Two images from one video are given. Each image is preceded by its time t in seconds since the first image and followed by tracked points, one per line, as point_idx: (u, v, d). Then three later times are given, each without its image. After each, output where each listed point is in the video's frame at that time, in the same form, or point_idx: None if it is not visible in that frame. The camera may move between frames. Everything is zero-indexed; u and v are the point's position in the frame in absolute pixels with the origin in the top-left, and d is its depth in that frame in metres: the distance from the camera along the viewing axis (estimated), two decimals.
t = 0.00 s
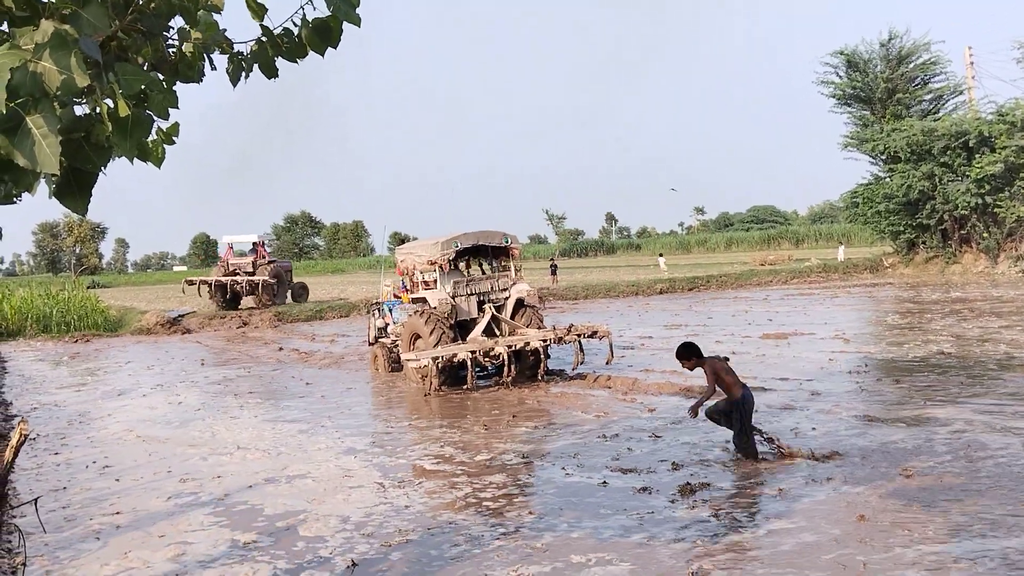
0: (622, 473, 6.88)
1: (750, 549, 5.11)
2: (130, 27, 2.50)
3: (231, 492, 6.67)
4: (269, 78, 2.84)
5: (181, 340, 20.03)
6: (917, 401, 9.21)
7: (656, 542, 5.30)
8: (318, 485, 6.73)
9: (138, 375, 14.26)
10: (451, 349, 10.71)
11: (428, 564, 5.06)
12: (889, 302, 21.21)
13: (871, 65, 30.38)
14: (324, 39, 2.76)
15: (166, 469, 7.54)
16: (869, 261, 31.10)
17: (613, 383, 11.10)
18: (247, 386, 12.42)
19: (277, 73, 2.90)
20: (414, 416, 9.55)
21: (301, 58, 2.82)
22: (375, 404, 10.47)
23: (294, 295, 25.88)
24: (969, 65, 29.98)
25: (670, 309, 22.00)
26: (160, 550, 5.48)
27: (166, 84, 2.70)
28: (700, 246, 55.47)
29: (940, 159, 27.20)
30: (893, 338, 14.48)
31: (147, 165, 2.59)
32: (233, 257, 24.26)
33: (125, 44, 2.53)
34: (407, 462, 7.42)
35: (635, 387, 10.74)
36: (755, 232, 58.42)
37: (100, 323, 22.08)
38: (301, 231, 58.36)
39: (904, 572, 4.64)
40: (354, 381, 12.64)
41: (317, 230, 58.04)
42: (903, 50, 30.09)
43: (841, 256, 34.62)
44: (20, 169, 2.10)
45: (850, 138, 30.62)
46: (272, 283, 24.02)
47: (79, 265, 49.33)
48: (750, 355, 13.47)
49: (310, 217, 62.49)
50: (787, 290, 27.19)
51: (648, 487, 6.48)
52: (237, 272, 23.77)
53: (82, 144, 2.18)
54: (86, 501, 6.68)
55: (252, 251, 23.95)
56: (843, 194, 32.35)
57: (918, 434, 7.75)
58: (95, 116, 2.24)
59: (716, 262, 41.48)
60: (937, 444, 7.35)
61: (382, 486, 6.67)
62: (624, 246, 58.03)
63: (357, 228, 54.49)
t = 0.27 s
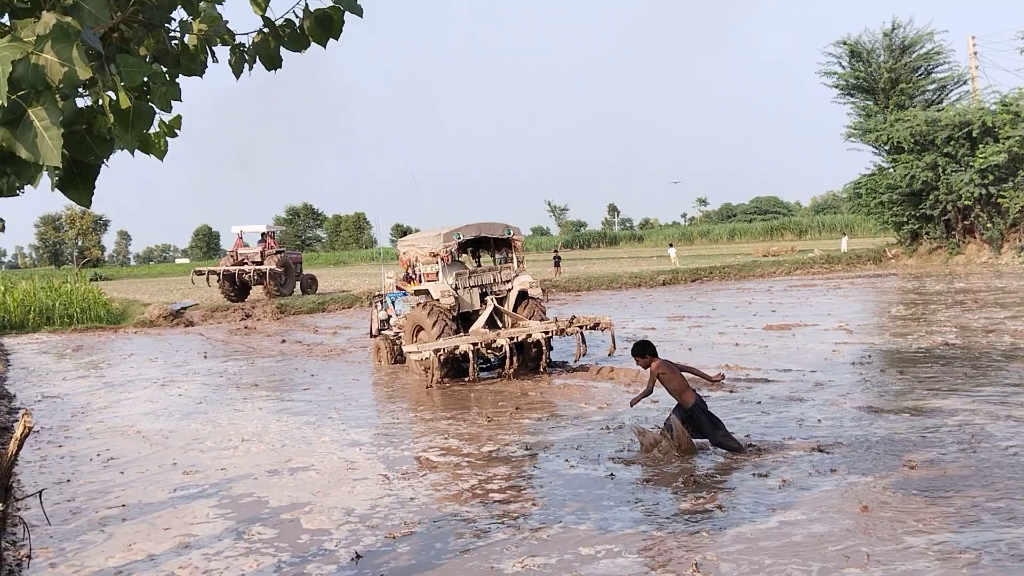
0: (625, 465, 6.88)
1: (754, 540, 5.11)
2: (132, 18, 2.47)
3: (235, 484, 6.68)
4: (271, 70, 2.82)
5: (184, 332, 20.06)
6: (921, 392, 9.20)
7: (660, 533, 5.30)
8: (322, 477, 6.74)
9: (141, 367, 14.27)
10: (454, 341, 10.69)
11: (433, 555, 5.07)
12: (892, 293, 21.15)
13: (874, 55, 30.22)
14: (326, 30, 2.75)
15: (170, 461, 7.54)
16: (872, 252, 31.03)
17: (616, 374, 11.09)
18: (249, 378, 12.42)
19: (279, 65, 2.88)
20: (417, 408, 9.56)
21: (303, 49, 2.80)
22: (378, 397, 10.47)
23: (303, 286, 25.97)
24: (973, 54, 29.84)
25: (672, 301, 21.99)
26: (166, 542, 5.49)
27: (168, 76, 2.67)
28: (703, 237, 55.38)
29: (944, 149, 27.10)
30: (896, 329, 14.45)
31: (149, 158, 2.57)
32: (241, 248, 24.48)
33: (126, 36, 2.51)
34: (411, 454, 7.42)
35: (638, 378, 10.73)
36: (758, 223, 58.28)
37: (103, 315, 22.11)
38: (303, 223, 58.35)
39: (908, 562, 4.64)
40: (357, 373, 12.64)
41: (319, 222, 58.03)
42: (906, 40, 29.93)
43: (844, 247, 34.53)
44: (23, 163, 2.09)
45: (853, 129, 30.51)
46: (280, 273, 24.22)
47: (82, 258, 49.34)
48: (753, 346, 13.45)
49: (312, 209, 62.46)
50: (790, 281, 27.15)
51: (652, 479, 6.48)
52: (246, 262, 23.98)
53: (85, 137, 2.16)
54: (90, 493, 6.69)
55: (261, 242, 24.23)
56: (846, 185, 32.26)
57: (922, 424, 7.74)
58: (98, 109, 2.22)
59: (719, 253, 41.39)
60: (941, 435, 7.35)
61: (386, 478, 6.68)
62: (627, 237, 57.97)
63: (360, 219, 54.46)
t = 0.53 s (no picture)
0: (636, 466, 6.86)
1: (766, 541, 5.09)
2: (147, 20, 2.49)
3: (245, 484, 6.69)
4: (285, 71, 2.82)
5: (196, 332, 20.14)
6: (934, 394, 9.14)
7: (671, 534, 5.28)
8: (332, 478, 6.74)
9: (153, 367, 14.34)
10: (463, 342, 10.71)
11: (442, 555, 5.08)
12: (905, 294, 21.01)
13: (887, 55, 30.05)
14: (339, 32, 2.75)
15: (183, 461, 7.57)
16: (885, 253, 30.86)
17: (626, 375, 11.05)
18: (260, 379, 12.46)
19: (293, 67, 2.88)
20: (427, 408, 9.57)
21: (316, 52, 2.81)
22: (388, 397, 10.49)
23: (322, 286, 26.08)
24: (986, 55, 29.63)
25: (683, 302, 21.93)
26: (178, 541, 5.51)
27: (182, 77, 2.68)
28: (714, 238, 55.21)
29: (957, 150, 26.93)
30: (908, 331, 14.37)
31: (163, 158, 2.59)
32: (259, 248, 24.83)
33: (141, 38, 2.53)
34: (421, 454, 7.42)
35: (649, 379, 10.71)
36: (770, 224, 58.06)
37: (115, 315, 22.23)
38: (314, 223, 58.54)
39: (921, 564, 4.61)
40: (367, 373, 12.67)
41: (330, 223, 58.20)
42: (920, 40, 29.76)
43: (857, 249, 34.35)
44: (39, 163, 2.10)
45: (865, 129, 30.35)
46: (295, 272, 24.48)
47: (94, 258, 49.63)
48: (764, 347, 13.39)
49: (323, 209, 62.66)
50: (801, 282, 27.02)
51: (662, 480, 6.46)
52: (263, 262, 24.28)
53: (100, 137, 2.17)
54: (103, 492, 6.72)
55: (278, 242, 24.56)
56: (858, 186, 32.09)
57: (935, 426, 7.69)
58: (113, 110, 2.23)
59: (730, 254, 41.24)
60: (954, 436, 7.29)
61: (396, 479, 6.68)
62: (637, 238, 57.86)
63: (370, 220, 54.58)
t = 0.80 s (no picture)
0: (639, 472, 6.84)
1: (769, 548, 5.07)
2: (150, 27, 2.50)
3: (248, 491, 6.69)
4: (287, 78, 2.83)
5: (199, 338, 20.16)
6: (937, 399, 9.12)
7: (675, 541, 5.27)
8: (334, 484, 6.74)
9: (154, 373, 14.33)
10: (465, 348, 10.68)
11: (443, 561, 5.08)
12: (908, 300, 20.98)
13: (889, 61, 30.08)
14: (341, 40, 2.76)
15: (185, 467, 7.56)
16: (887, 258, 30.83)
17: (628, 381, 11.04)
18: (262, 385, 12.45)
19: (295, 74, 2.89)
20: (429, 414, 9.55)
21: (319, 59, 2.82)
22: (390, 403, 10.48)
23: (331, 291, 26.08)
24: (988, 60, 29.64)
25: (686, 307, 21.92)
26: (180, 548, 5.50)
27: (185, 84, 2.70)
28: (717, 244, 55.18)
29: (959, 155, 26.92)
30: (911, 336, 14.35)
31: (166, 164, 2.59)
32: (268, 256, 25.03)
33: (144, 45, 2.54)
34: (424, 461, 7.41)
35: (651, 385, 10.70)
36: (772, 229, 58.05)
37: (118, 321, 22.25)
38: (317, 229, 58.58)
39: (924, 570, 4.60)
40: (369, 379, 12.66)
41: (332, 228, 58.23)
42: (921, 46, 29.80)
43: (859, 254, 34.32)
44: (41, 169, 2.11)
45: (867, 135, 30.36)
46: (303, 279, 24.60)
47: (97, 264, 49.64)
48: (767, 352, 13.37)
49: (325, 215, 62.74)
50: (804, 288, 26.99)
51: (664, 485, 6.45)
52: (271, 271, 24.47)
53: (103, 144, 2.18)
54: (105, 499, 6.71)
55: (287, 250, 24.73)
56: (860, 191, 32.07)
57: (938, 432, 7.68)
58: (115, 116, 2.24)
59: (732, 259, 41.24)
60: (956, 442, 7.28)
61: (399, 485, 6.67)
62: (639, 244, 57.88)
63: (373, 226, 54.62)
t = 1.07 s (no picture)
0: (641, 476, 6.83)
1: (773, 552, 5.06)
2: (151, 32, 2.51)
3: (251, 495, 6.68)
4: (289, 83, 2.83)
5: (202, 342, 20.18)
6: (940, 404, 9.10)
7: (678, 545, 5.26)
8: (337, 489, 6.73)
9: (157, 377, 14.34)
10: (467, 352, 10.66)
11: (446, 565, 5.08)
12: (910, 304, 20.95)
13: (891, 65, 30.08)
14: (344, 45, 2.77)
15: (187, 472, 7.56)
16: (890, 263, 30.82)
17: (630, 386, 11.03)
18: (264, 389, 12.45)
19: (297, 79, 2.89)
20: (432, 418, 9.55)
21: (321, 63, 2.82)
22: (392, 407, 10.47)
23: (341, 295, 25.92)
24: (990, 64, 29.64)
25: (688, 311, 21.92)
26: (183, 552, 5.50)
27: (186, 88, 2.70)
28: (719, 248, 55.15)
29: (962, 159, 26.91)
30: (913, 341, 14.32)
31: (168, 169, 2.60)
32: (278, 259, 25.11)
33: (146, 50, 2.55)
34: (426, 465, 7.40)
35: (654, 389, 10.69)
36: (774, 234, 58.01)
37: (121, 325, 22.29)
38: (319, 233, 58.65)
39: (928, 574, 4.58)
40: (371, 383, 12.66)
41: (335, 232, 58.28)
42: (924, 50, 29.80)
43: (861, 258, 34.28)
44: (45, 174, 2.11)
45: (869, 139, 30.36)
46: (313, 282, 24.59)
47: (99, 268, 49.70)
48: (770, 357, 13.36)
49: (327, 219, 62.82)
50: (806, 292, 26.96)
51: (666, 489, 6.45)
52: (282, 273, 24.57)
53: (105, 148, 2.18)
54: (108, 503, 6.71)
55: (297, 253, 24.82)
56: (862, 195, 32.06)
57: (941, 436, 7.66)
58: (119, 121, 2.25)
59: (734, 264, 41.22)
60: (960, 446, 7.26)
61: (402, 490, 6.66)
62: (641, 248, 57.86)
63: (375, 230, 54.66)
